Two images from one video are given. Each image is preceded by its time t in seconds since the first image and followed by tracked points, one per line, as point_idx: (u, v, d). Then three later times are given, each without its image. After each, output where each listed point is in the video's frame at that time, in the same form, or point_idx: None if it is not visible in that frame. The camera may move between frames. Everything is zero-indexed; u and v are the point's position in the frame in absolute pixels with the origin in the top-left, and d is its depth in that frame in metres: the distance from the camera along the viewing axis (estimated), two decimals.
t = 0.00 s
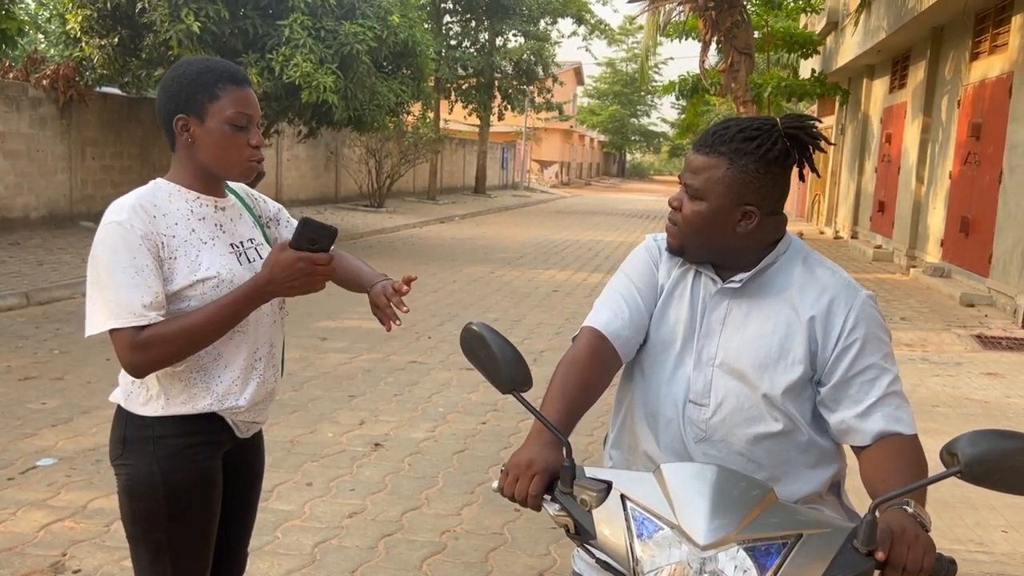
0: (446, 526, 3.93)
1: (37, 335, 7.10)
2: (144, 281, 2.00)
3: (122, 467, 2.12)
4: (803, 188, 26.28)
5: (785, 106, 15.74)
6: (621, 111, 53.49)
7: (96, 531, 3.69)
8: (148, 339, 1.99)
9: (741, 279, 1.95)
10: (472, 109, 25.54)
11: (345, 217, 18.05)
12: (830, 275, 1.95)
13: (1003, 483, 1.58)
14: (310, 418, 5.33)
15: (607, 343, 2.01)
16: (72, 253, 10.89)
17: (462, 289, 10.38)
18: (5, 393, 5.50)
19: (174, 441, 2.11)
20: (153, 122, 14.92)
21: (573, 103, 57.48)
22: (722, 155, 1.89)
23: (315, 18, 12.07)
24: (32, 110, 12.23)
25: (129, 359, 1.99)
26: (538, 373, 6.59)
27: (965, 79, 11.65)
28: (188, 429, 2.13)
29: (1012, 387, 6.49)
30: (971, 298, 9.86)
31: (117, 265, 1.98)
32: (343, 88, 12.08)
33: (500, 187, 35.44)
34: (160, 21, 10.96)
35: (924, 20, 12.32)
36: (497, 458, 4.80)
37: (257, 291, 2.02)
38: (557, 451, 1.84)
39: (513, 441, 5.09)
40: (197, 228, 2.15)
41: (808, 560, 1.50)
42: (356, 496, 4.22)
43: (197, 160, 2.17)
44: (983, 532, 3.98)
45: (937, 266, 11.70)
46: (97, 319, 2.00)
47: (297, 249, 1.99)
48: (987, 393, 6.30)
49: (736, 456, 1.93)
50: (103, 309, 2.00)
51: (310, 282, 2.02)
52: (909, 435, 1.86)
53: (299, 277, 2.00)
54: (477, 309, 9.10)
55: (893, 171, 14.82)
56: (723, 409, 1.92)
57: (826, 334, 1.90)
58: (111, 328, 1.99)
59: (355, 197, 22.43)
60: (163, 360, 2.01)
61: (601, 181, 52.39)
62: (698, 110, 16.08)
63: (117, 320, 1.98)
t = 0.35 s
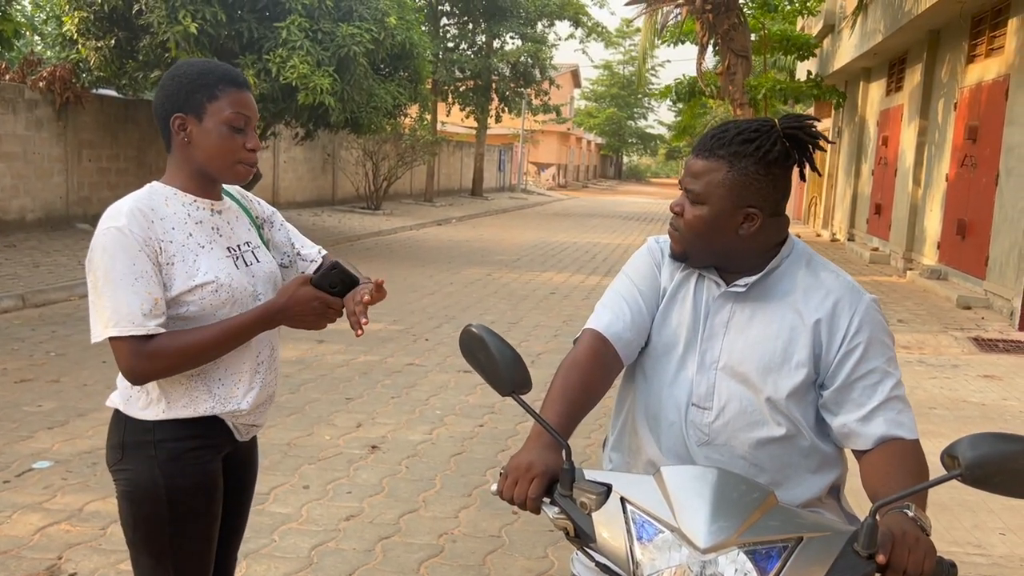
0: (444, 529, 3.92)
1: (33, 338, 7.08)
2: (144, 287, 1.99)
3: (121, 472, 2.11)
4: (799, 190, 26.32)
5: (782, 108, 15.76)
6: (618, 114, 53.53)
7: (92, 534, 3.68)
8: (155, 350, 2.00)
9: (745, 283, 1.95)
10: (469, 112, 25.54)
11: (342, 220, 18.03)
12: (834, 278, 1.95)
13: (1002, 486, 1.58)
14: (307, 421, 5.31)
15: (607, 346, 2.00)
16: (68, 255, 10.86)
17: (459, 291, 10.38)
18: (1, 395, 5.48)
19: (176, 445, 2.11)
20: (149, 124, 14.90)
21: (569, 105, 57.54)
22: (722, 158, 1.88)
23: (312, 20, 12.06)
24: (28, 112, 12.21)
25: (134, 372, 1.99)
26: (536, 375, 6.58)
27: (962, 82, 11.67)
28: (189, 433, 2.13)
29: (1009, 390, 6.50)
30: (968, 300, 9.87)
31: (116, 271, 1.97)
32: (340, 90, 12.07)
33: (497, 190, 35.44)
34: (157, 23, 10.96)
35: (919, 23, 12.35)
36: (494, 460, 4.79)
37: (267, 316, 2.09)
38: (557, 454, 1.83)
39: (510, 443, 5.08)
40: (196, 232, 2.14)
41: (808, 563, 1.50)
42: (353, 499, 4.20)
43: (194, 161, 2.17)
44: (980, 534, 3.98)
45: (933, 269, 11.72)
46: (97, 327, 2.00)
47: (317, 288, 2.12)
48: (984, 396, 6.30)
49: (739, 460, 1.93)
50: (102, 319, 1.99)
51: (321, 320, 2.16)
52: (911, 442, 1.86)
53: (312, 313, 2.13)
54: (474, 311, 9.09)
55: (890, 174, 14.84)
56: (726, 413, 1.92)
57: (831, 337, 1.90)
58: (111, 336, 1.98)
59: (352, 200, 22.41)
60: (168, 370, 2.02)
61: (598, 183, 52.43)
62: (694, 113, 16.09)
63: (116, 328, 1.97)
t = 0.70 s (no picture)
0: (441, 532, 3.91)
1: (29, 341, 7.06)
2: (151, 289, 1.98)
3: (122, 477, 2.10)
4: (796, 192, 26.36)
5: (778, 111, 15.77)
6: (615, 116, 53.55)
7: (88, 538, 3.67)
8: (160, 354, 1.99)
9: (743, 287, 1.94)
10: (466, 114, 25.56)
11: (338, 222, 18.01)
12: (833, 281, 1.95)
13: (1002, 488, 1.57)
14: (304, 424, 5.30)
15: (605, 350, 2.00)
16: (64, 257, 10.85)
17: (456, 294, 10.37)
18: None
19: (179, 449, 2.10)
20: (146, 126, 14.88)
21: (566, 108, 57.60)
22: (713, 164, 1.89)
23: (309, 22, 12.06)
24: (24, 114, 12.18)
25: (139, 375, 1.99)
26: (533, 378, 6.58)
27: (958, 85, 11.70)
28: (192, 436, 2.13)
29: (1006, 392, 6.50)
30: (964, 302, 9.89)
31: (122, 274, 1.96)
32: (337, 93, 12.06)
33: (494, 192, 35.45)
34: (154, 25, 10.96)
35: (915, 26, 12.38)
36: (491, 463, 4.78)
37: (268, 322, 2.10)
38: (553, 458, 1.83)
39: (508, 446, 5.08)
40: (199, 234, 2.13)
41: (808, 564, 1.50)
42: (350, 502, 4.20)
43: (195, 164, 2.16)
44: (978, 536, 3.98)
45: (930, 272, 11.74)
46: (100, 330, 1.99)
47: (316, 295, 2.12)
48: (981, 398, 6.31)
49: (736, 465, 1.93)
50: (106, 322, 1.99)
51: (320, 327, 2.14)
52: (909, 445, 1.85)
53: (310, 319, 2.12)
54: (471, 313, 9.09)
55: (886, 177, 14.86)
56: (725, 417, 1.92)
57: (830, 340, 1.90)
58: (115, 339, 1.97)
59: (349, 202, 22.40)
60: (172, 373, 2.02)
61: (595, 186, 52.46)
62: (691, 116, 16.12)
63: (122, 330, 1.96)
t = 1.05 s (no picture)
0: (438, 535, 3.90)
1: (25, 343, 7.04)
2: (162, 288, 1.98)
3: (125, 480, 2.09)
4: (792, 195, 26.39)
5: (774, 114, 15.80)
6: (611, 119, 53.59)
7: (84, 541, 3.65)
8: (174, 353, 1.99)
9: (737, 287, 1.95)
10: (462, 117, 25.55)
11: (335, 225, 17.99)
12: (827, 281, 1.95)
13: (1002, 489, 1.57)
14: (301, 426, 5.29)
15: (602, 352, 1.99)
16: (60, 260, 10.81)
17: (453, 296, 10.36)
18: None
19: (183, 451, 2.10)
20: (141, 128, 14.86)
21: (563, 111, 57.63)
22: (709, 164, 1.89)
23: (306, 25, 12.05)
24: (20, 116, 12.16)
25: (154, 374, 1.98)
26: (531, 380, 6.57)
27: (953, 87, 11.73)
28: (196, 438, 2.13)
29: (1002, 394, 6.51)
30: (960, 304, 9.92)
31: (136, 273, 1.96)
32: (333, 95, 12.06)
33: (490, 195, 35.45)
34: (150, 27, 10.95)
35: (911, 29, 12.41)
36: (488, 466, 4.78)
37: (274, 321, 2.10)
38: (552, 460, 1.83)
39: (505, 449, 5.07)
40: (206, 235, 2.13)
41: (808, 564, 1.50)
42: (347, 505, 4.19)
43: (197, 165, 2.16)
44: (975, 538, 3.98)
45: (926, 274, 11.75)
46: (112, 331, 1.99)
47: (323, 294, 2.13)
48: (977, 400, 6.31)
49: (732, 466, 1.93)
50: (116, 322, 1.98)
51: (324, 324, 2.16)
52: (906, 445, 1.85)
53: (317, 319, 2.13)
54: (469, 316, 9.08)
55: (882, 179, 14.89)
56: (720, 418, 1.92)
57: (825, 340, 1.90)
58: (128, 339, 1.97)
59: (346, 205, 22.38)
60: (185, 373, 2.02)
61: (591, 188, 52.49)
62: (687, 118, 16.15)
63: (135, 331, 1.96)
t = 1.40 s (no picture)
0: (435, 538, 3.89)
1: (19, 347, 7.01)
2: (166, 288, 1.98)
3: (125, 484, 2.08)
4: (787, 196, 26.45)
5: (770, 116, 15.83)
6: (607, 122, 53.69)
7: (79, 545, 3.64)
8: (197, 343, 2.00)
9: (732, 286, 1.95)
10: (458, 120, 25.57)
11: (331, 227, 18.00)
12: (821, 280, 1.95)
13: (992, 489, 1.57)
14: (296, 430, 5.27)
15: (596, 356, 1.98)
16: (55, 263, 10.79)
17: (449, 299, 10.35)
18: None
19: (185, 453, 2.09)
20: (136, 131, 14.84)
21: (558, 113, 57.70)
22: (707, 166, 1.89)
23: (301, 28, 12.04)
24: (14, 120, 12.14)
25: (177, 369, 1.98)
26: (527, 383, 6.57)
27: (948, 89, 11.76)
28: (198, 440, 2.13)
29: (997, 395, 6.52)
30: (955, 306, 9.95)
31: (147, 269, 1.96)
32: (329, 98, 12.06)
33: (486, 197, 35.47)
34: (145, 30, 10.94)
35: (905, 31, 12.45)
36: (485, 468, 4.77)
37: (275, 310, 2.10)
38: (548, 461, 1.82)
39: (501, 451, 5.06)
40: (208, 235, 2.13)
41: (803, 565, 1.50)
42: (344, 508, 4.18)
43: (190, 168, 2.15)
44: (971, 540, 3.98)
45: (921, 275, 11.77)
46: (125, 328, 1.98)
47: (315, 271, 2.13)
48: (973, 401, 6.32)
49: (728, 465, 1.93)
50: (129, 320, 1.98)
51: (328, 303, 2.16)
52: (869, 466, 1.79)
53: (319, 295, 2.13)
54: (465, 318, 9.08)
55: (877, 181, 14.92)
56: (716, 418, 1.92)
57: (820, 339, 1.91)
58: (144, 337, 1.97)
59: (341, 208, 22.37)
60: (211, 362, 2.03)
61: (586, 191, 52.57)
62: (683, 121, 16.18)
63: (152, 326, 1.96)
